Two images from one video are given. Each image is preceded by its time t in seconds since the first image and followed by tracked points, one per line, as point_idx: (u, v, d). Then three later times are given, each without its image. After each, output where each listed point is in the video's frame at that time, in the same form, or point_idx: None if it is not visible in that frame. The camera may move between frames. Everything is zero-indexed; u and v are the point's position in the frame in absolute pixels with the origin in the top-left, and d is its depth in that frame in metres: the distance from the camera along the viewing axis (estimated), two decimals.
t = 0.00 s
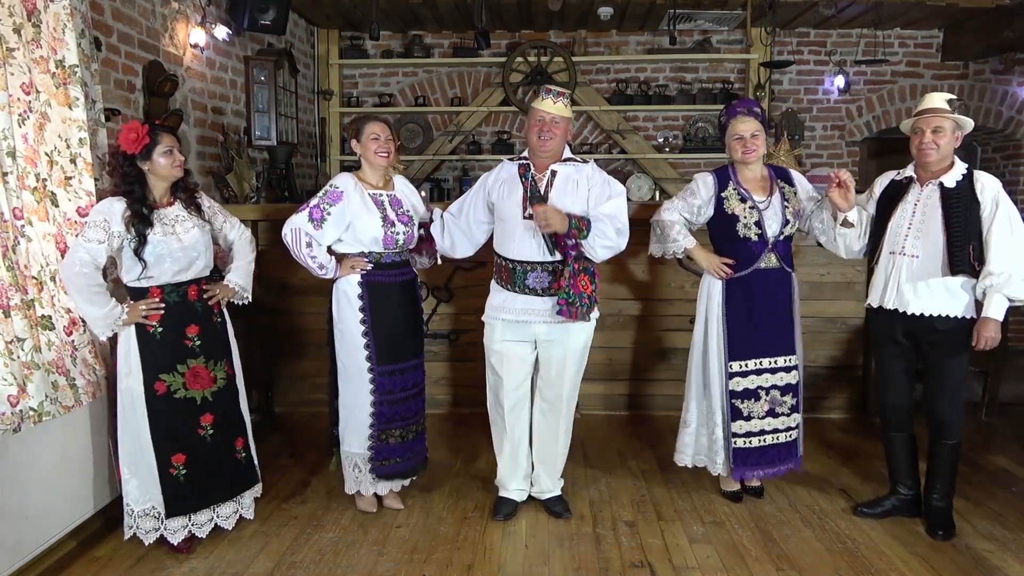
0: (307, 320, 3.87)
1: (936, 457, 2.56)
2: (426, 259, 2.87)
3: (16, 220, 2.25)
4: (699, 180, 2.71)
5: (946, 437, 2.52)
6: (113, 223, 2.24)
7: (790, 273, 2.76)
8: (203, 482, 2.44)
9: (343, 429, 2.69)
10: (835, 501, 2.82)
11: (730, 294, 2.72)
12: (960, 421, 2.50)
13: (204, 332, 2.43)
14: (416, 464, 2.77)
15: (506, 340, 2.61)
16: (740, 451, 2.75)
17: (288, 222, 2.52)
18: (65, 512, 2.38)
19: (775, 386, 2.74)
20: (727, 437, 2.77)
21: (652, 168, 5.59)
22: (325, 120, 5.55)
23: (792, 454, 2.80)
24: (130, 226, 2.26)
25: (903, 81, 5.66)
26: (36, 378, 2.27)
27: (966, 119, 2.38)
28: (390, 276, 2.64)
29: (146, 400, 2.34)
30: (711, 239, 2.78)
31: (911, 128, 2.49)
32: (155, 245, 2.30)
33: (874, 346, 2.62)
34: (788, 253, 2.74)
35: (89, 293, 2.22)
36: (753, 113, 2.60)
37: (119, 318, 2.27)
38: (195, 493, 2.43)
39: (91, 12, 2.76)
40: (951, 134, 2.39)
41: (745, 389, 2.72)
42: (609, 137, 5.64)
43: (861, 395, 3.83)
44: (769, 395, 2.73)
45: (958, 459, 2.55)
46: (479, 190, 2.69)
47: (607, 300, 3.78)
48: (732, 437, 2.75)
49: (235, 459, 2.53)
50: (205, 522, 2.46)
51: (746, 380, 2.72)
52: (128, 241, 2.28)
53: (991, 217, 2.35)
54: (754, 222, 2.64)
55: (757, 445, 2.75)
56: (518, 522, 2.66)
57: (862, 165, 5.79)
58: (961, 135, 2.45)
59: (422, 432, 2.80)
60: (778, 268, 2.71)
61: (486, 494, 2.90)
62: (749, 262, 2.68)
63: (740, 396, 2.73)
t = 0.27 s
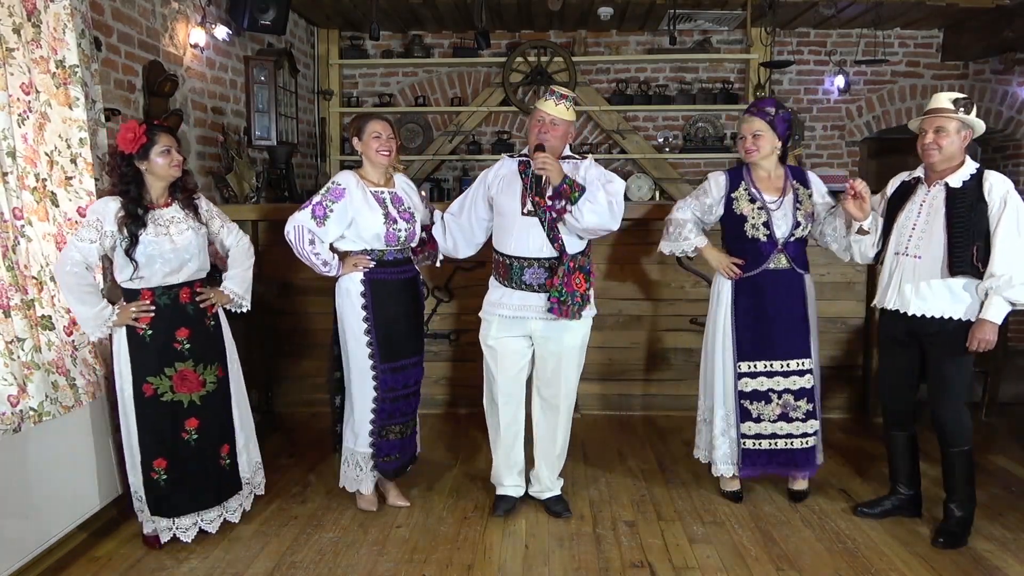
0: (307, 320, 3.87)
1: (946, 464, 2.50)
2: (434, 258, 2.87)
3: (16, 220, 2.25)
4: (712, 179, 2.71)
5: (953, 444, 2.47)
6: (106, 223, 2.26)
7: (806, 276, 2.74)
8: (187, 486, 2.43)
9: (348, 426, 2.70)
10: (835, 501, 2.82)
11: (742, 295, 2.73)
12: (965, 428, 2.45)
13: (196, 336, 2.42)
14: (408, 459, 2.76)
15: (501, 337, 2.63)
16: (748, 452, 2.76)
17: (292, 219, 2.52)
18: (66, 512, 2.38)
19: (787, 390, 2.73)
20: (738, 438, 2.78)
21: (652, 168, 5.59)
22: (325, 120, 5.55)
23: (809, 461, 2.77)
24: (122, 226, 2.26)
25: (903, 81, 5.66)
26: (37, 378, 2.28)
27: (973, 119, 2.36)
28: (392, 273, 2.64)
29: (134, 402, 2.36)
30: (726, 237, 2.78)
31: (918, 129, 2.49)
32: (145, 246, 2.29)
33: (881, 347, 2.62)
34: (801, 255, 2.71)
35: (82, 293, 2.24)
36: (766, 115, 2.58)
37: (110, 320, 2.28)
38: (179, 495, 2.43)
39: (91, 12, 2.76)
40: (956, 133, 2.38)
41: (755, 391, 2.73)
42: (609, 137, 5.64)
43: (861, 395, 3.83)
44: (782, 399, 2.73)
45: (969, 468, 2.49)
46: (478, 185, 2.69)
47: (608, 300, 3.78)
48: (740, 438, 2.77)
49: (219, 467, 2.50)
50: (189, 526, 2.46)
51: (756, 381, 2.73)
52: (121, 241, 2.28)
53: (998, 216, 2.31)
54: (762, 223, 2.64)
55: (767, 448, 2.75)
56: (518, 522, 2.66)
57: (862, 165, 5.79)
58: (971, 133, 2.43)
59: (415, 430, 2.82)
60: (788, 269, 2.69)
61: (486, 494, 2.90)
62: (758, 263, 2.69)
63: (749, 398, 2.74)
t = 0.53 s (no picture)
0: (307, 319, 3.87)
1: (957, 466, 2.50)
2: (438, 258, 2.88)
3: (16, 220, 2.26)
4: (730, 178, 2.79)
5: (965, 447, 2.47)
6: (100, 225, 2.24)
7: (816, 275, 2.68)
8: (169, 490, 2.42)
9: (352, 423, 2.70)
10: (835, 501, 2.82)
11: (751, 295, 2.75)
12: (981, 431, 2.44)
13: (186, 340, 2.41)
14: (426, 458, 2.80)
15: (500, 336, 2.67)
16: (751, 451, 2.77)
17: (293, 217, 2.51)
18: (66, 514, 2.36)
19: (789, 391, 2.71)
20: (743, 435, 2.80)
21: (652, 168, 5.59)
22: (325, 120, 5.55)
23: (815, 466, 2.72)
24: (117, 229, 2.25)
25: (903, 81, 5.66)
26: (36, 378, 2.31)
27: (987, 119, 2.34)
28: (394, 271, 2.65)
29: (121, 406, 2.35)
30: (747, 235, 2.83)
31: (932, 130, 2.48)
32: (140, 249, 2.28)
33: (896, 349, 2.62)
34: (814, 256, 2.67)
35: (71, 295, 2.22)
36: (780, 115, 2.56)
37: (98, 322, 2.26)
38: (162, 498, 2.42)
39: (91, 12, 2.76)
40: (969, 135, 2.36)
41: (758, 390, 2.74)
42: (609, 137, 5.64)
43: (861, 395, 3.83)
44: (784, 399, 2.71)
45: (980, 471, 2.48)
46: (473, 188, 2.74)
47: (608, 300, 3.78)
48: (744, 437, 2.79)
49: (204, 472, 2.48)
50: (167, 527, 2.45)
51: (759, 381, 2.73)
52: (114, 244, 2.26)
53: (1011, 216, 2.30)
54: (768, 224, 2.66)
55: (769, 449, 2.74)
56: (518, 522, 2.66)
57: (862, 164, 5.79)
58: (987, 135, 2.41)
59: (427, 427, 2.83)
60: (796, 270, 2.67)
61: (486, 493, 2.90)
62: (765, 263, 2.70)
63: (754, 397, 2.75)
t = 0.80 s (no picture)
0: (307, 319, 3.88)
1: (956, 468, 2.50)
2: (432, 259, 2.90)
3: (16, 220, 2.26)
4: (733, 180, 2.83)
5: (966, 448, 2.47)
6: (101, 228, 2.23)
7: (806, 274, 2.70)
8: (177, 491, 2.43)
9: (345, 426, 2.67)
10: (835, 501, 2.82)
11: (744, 297, 2.79)
12: (983, 433, 2.43)
13: (189, 341, 2.41)
14: (428, 461, 2.79)
15: (494, 335, 2.70)
16: (740, 451, 2.82)
17: (293, 218, 2.52)
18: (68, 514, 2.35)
19: (780, 393, 2.73)
20: (734, 436, 2.85)
21: (652, 168, 5.59)
22: (325, 120, 5.55)
23: (805, 466, 2.75)
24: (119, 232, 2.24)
25: (903, 81, 5.66)
26: (36, 378, 2.29)
27: (992, 120, 2.33)
28: (394, 275, 2.66)
29: (128, 413, 2.31)
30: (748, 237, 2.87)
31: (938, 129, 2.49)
32: (144, 252, 2.28)
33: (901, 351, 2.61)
34: (809, 259, 2.69)
35: (75, 300, 2.18)
36: (780, 120, 2.59)
37: (104, 327, 2.23)
38: (168, 500, 2.42)
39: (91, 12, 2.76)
40: (974, 135, 2.37)
41: (749, 392, 2.77)
42: (609, 137, 5.64)
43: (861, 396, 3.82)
44: (774, 402, 2.74)
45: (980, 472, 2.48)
46: (462, 191, 2.75)
47: (608, 300, 3.79)
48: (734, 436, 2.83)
49: (209, 470, 2.49)
50: (166, 526, 2.45)
51: (750, 383, 2.76)
52: (116, 246, 2.25)
53: (1016, 218, 2.29)
54: (762, 227, 2.70)
55: (759, 449, 2.78)
56: (518, 522, 2.66)
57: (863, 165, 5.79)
58: (994, 136, 2.40)
59: (434, 430, 2.82)
60: (790, 274, 2.70)
61: (486, 493, 2.90)
62: (759, 265, 2.73)
63: (744, 398, 2.78)
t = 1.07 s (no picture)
0: (307, 319, 3.88)
1: (951, 465, 2.49)
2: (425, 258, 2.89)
3: (16, 220, 2.26)
4: (720, 176, 2.84)
5: (959, 444, 2.47)
6: (98, 222, 2.21)
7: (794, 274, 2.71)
8: (175, 495, 2.39)
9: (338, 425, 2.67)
10: (835, 501, 2.82)
11: (731, 292, 2.80)
12: (975, 428, 2.44)
13: (182, 340, 2.41)
14: (416, 457, 2.78)
15: (482, 335, 2.71)
16: (728, 442, 2.84)
17: (292, 216, 2.51)
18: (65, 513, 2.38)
19: (765, 388, 2.74)
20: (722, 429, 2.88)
21: (652, 168, 5.59)
22: (325, 120, 5.55)
23: (788, 462, 2.76)
24: (116, 226, 2.23)
25: (903, 81, 5.66)
26: (37, 378, 2.28)
27: (988, 119, 2.33)
28: (390, 274, 2.65)
29: (123, 414, 2.27)
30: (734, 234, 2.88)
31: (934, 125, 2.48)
32: (142, 247, 2.28)
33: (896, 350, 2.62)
34: (794, 259, 2.69)
35: (73, 297, 2.15)
36: (770, 118, 2.58)
37: (99, 325, 2.21)
38: (171, 505, 2.38)
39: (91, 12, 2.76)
40: (969, 133, 2.36)
41: (736, 386, 2.79)
42: (609, 137, 5.64)
43: (861, 395, 3.82)
44: (760, 396, 2.75)
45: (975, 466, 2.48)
46: (454, 188, 2.76)
47: (608, 300, 3.79)
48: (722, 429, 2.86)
49: (200, 472, 2.48)
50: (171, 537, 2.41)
51: (736, 377, 2.79)
52: (113, 242, 2.24)
53: (1010, 217, 2.29)
54: (749, 223, 2.70)
55: (746, 442, 2.80)
56: (518, 522, 2.66)
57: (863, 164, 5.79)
58: (988, 134, 2.40)
59: (421, 427, 2.81)
60: (773, 271, 2.71)
61: (486, 493, 2.90)
62: (744, 262, 2.75)
63: (730, 392, 2.81)
